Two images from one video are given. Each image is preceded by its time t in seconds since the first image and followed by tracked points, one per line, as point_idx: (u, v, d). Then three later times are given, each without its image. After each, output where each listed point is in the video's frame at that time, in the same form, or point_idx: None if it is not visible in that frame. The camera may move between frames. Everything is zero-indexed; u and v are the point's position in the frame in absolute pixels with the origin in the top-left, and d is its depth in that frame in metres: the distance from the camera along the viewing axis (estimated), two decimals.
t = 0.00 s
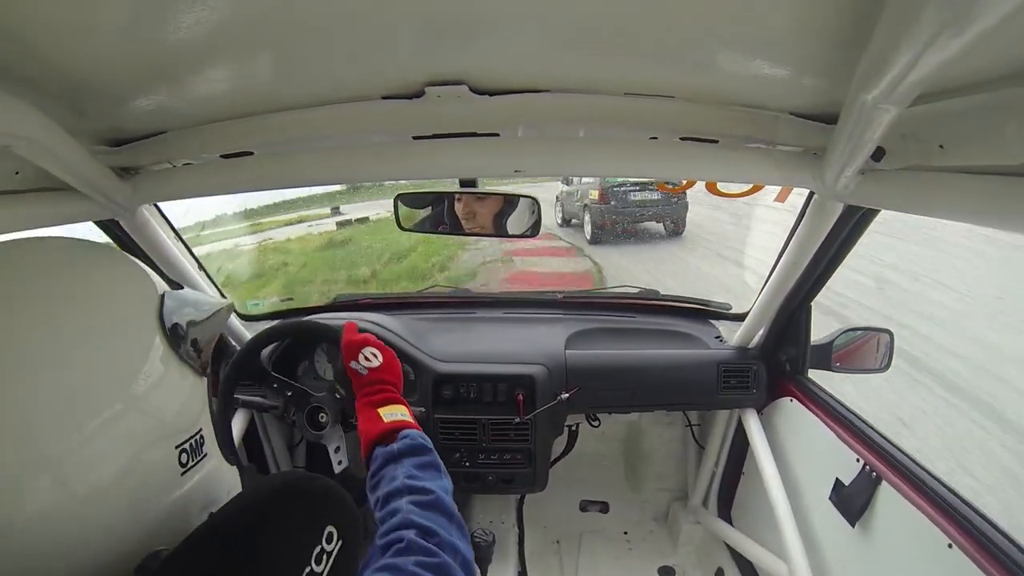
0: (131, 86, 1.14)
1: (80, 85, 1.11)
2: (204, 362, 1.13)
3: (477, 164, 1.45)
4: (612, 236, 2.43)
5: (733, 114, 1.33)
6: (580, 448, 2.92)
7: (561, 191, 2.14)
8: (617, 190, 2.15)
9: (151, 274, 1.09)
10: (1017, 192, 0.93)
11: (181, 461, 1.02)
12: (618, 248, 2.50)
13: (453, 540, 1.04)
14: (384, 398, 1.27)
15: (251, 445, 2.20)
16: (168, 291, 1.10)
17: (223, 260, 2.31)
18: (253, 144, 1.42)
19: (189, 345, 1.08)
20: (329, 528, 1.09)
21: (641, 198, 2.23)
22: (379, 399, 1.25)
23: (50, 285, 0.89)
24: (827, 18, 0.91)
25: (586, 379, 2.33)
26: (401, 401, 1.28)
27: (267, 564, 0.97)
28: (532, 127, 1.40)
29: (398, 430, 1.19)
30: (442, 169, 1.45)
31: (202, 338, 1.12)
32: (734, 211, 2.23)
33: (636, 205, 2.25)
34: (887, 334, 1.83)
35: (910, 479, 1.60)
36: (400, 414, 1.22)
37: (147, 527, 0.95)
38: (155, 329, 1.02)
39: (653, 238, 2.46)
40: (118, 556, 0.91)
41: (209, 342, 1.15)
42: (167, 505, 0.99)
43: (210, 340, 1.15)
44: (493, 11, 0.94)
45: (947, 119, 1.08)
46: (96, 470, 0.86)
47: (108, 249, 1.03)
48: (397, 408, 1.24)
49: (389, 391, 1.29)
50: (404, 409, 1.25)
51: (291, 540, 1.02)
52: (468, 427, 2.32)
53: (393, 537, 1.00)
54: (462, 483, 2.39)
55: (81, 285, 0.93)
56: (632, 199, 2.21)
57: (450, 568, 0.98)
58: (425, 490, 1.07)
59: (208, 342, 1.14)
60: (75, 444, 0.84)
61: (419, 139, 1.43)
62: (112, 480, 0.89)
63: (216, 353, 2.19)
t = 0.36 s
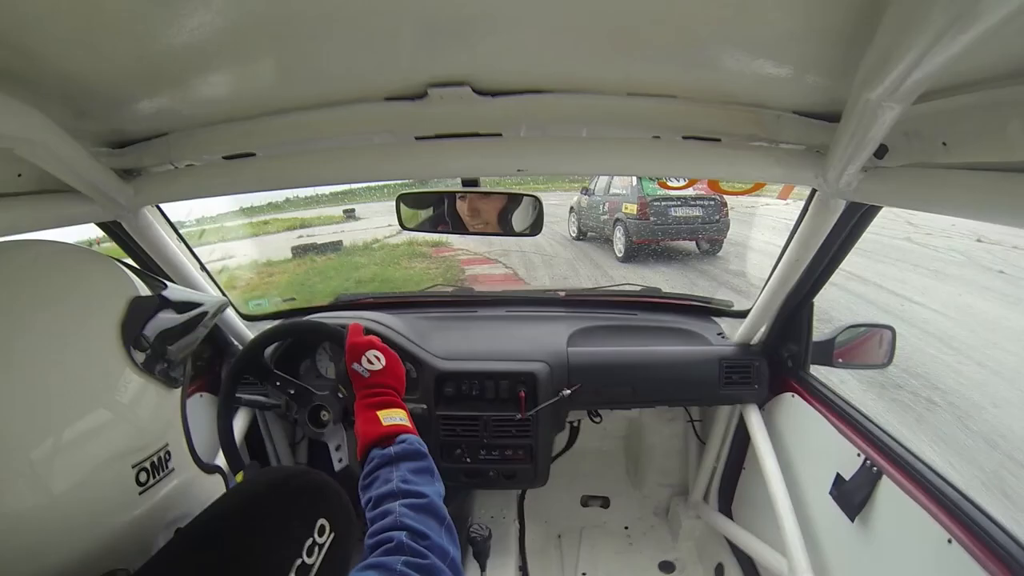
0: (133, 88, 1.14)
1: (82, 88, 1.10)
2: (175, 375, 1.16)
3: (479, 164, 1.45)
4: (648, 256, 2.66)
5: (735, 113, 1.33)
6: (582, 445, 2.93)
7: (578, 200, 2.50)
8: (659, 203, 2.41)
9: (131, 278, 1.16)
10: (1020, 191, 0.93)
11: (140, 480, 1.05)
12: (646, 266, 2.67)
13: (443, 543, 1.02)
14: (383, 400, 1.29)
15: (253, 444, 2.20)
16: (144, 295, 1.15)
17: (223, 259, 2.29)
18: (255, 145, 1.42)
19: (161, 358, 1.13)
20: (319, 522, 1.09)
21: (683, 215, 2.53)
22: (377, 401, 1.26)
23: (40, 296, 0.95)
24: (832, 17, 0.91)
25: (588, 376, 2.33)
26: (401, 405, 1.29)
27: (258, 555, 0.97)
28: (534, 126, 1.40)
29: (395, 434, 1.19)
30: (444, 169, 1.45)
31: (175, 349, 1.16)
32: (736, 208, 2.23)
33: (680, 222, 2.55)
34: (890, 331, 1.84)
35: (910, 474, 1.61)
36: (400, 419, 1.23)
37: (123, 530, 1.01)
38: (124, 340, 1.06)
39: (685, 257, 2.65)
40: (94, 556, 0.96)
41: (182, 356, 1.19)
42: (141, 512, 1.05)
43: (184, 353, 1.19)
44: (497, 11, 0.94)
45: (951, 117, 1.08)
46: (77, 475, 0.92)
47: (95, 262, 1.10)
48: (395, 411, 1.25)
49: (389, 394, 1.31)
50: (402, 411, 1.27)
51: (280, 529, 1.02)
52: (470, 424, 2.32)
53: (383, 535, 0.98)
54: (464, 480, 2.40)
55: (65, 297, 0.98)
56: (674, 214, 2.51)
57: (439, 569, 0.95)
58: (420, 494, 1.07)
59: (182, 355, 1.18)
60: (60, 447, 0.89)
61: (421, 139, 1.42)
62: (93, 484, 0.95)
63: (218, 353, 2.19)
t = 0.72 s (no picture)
0: (132, 87, 1.14)
1: (81, 86, 1.11)
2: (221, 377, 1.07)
3: (478, 164, 1.45)
4: (621, 257, 2.79)
5: (735, 114, 1.32)
6: (582, 445, 2.93)
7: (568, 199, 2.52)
8: (631, 203, 2.67)
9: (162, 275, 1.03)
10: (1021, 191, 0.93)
11: (196, 480, 0.96)
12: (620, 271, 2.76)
13: (428, 515, 1.13)
14: (371, 375, 1.35)
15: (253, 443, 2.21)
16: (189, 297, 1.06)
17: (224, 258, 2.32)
18: (254, 145, 1.42)
19: (207, 354, 1.03)
20: (330, 524, 0.97)
21: (658, 218, 2.78)
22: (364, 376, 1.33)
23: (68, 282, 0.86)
24: (831, 17, 0.90)
25: (588, 376, 2.33)
26: (387, 378, 1.37)
27: (266, 561, 0.88)
28: (533, 126, 1.40)
29: (381, 405, 1.28)
30: (444, 169, 1.45)
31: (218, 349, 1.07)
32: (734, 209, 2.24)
33: (651, 224, 2.78)
34: (890, 332, 1.82)
35: (912, 475, 1.60)
36: (383, 391, 1.31)
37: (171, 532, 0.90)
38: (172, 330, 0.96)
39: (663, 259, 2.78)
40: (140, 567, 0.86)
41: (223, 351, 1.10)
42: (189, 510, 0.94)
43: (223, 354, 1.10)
44: (495, 10, 0.93)
45: (951, 117, 1.07)
46: (110, 480, 0.81)
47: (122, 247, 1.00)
48: (381, 385, 1.32)
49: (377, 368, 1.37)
50: (389, 384, 1.34)
51: (288, 534, 0.92)
52: (470, 424, 2.32)
53: (369, 512, 1.10)
54: (464, 480, 2.40)
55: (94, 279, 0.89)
56: (649, 216, 2.76)
57: (422, 544, 1.07)
58: (402, 465, 1.15)
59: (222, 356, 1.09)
60: (94, 451, 0.79)
61: (421, 139, 1.42)
62: (130, 487, 0.84)
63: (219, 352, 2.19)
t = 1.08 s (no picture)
0: (131, 87, 1.14)
1: (81, 87, 1.11)
2: (192, 373, 1.09)
3: (477, 165, 1.45)
4: (575, 271, 2.60)
5: (733, 113, 1.33)
6: (583, 447, 2.93)
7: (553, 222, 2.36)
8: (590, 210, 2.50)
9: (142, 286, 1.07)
10: (1017, 192, 0.93)
11: (169, 480, 0.99)
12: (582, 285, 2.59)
13: None
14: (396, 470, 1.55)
15: (253, 447, 2.20)
16: (154, 300, 1.07)
17: (222, 262, 2.32)
18: (253, 146, 1.42)
19: (179, 361, 1.06)
20: (325, 527, 1.05)
21: (618, 223, 2.57)
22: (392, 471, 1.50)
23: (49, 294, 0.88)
24: (828, 15, 0.91)
25: (588, 378, 2.33)
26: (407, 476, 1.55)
27: (271, 559, 0.93)
28: (532, 127, 1.40)
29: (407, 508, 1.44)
30: (443, 170, 1.45)
31: (189, 349, 1.09)
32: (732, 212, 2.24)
33: (615, 231, 2.57)
34: (889, 332, 1.82)
35: (914, 475, 1.60)
36: (408, 492, 1.48)
37: (145, 531, 0.94)
38: (139, 337, 0.99)
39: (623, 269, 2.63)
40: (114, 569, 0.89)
41: (197, 358, 1.11)
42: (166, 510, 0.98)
43: (197, 352, 1.12)
44: (494, 11, 0.94)
45: (949, 117, 1.08)
46: (85, 486, 0.84)
47: (103, 256, 1.03)
48: (407, 484, 1.50)
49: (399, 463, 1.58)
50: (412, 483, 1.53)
51: (285, 536, 0.97)
52: (470, 427, 2.31)
53: None
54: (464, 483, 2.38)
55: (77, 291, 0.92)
56: (606, 223, 2.55)
57: None
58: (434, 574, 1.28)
59: (196, 355, 1.11)
60: (66, 460, 0.82)
61: (419, 140, 1.42)
62: (112, 489, 0.88)
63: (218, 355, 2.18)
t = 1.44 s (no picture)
0: (131, 87, 1.14)
1: (81, 86, 1.11)
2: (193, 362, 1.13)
3: (477, 165, 1.45)
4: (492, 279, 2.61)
5: (733, 114, 1.33)
6: (581, 447, 2.93)
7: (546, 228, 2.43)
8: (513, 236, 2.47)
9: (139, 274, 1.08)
10: (1015, 192, 0.94)
11: (174, 462, 1.03)
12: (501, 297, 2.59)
13: (448, 549, 1.13)
14: (386, 412, 1.39)
15: (251, 446, 2.20)
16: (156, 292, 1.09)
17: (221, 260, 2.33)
18: (254, 145, 1.42)
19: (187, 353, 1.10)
20: (320, 524, 1.06)
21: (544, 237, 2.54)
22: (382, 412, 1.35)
23: (51, 290, 0.89)
24: (828, 17, 0.91)
25: (587, 377, 2.33)
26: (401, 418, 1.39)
27: (265, 556, 0.94)
28: (533, 127, 1.40)
29: (400, 445, 1.28)
30: (442, 170, 1.45)
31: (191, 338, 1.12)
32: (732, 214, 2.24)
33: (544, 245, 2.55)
34: (888, 334, 1.82)
35: (913, 478, 1.60)
36: (402, 429, 1.32)
37: (143, 517, 0.96)
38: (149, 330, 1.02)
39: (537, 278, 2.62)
40: (111, 554, 0.91)
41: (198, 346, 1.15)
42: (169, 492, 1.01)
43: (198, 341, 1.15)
44: (494, 11, 0.94)
45: (949, 118, 1.08)
46: (86, 473, 0.85)
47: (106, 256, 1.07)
48: (399, 423, 1.33)
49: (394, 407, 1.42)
50: (405, 423, 1.35)
51: (282, 532, 0.98)
52: (469, 426, 2.32)
53: (387, 542, 1.08)
54: (463, 483, 2.39)
55: (78, 286, 0.93)
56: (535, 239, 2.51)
57: None
58: (423, 503, 1.16)
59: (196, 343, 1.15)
60: (66, 448, 0.83)
61: (419, 139, 1.42)
62: (112, 475, 0.90)
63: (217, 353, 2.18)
